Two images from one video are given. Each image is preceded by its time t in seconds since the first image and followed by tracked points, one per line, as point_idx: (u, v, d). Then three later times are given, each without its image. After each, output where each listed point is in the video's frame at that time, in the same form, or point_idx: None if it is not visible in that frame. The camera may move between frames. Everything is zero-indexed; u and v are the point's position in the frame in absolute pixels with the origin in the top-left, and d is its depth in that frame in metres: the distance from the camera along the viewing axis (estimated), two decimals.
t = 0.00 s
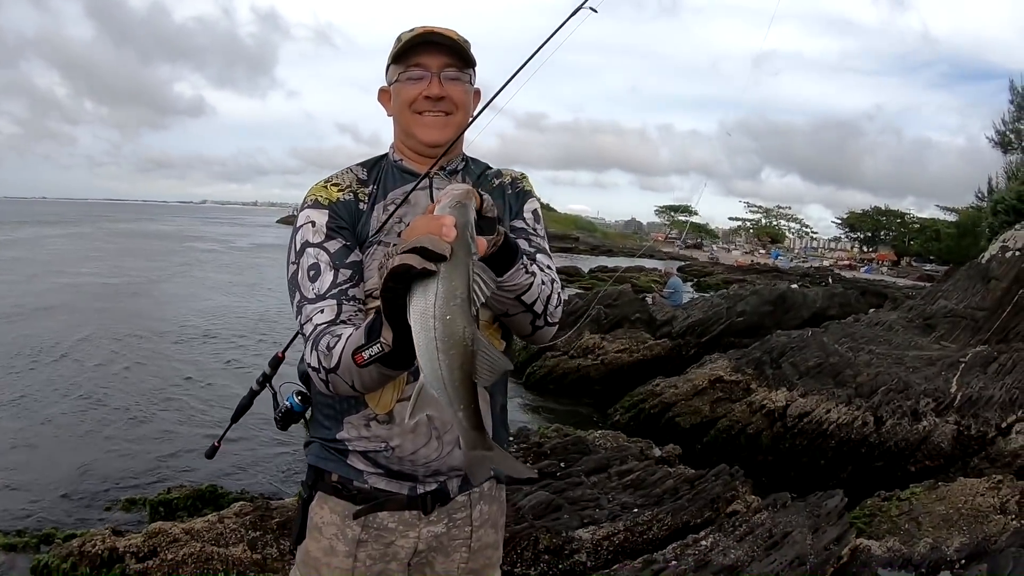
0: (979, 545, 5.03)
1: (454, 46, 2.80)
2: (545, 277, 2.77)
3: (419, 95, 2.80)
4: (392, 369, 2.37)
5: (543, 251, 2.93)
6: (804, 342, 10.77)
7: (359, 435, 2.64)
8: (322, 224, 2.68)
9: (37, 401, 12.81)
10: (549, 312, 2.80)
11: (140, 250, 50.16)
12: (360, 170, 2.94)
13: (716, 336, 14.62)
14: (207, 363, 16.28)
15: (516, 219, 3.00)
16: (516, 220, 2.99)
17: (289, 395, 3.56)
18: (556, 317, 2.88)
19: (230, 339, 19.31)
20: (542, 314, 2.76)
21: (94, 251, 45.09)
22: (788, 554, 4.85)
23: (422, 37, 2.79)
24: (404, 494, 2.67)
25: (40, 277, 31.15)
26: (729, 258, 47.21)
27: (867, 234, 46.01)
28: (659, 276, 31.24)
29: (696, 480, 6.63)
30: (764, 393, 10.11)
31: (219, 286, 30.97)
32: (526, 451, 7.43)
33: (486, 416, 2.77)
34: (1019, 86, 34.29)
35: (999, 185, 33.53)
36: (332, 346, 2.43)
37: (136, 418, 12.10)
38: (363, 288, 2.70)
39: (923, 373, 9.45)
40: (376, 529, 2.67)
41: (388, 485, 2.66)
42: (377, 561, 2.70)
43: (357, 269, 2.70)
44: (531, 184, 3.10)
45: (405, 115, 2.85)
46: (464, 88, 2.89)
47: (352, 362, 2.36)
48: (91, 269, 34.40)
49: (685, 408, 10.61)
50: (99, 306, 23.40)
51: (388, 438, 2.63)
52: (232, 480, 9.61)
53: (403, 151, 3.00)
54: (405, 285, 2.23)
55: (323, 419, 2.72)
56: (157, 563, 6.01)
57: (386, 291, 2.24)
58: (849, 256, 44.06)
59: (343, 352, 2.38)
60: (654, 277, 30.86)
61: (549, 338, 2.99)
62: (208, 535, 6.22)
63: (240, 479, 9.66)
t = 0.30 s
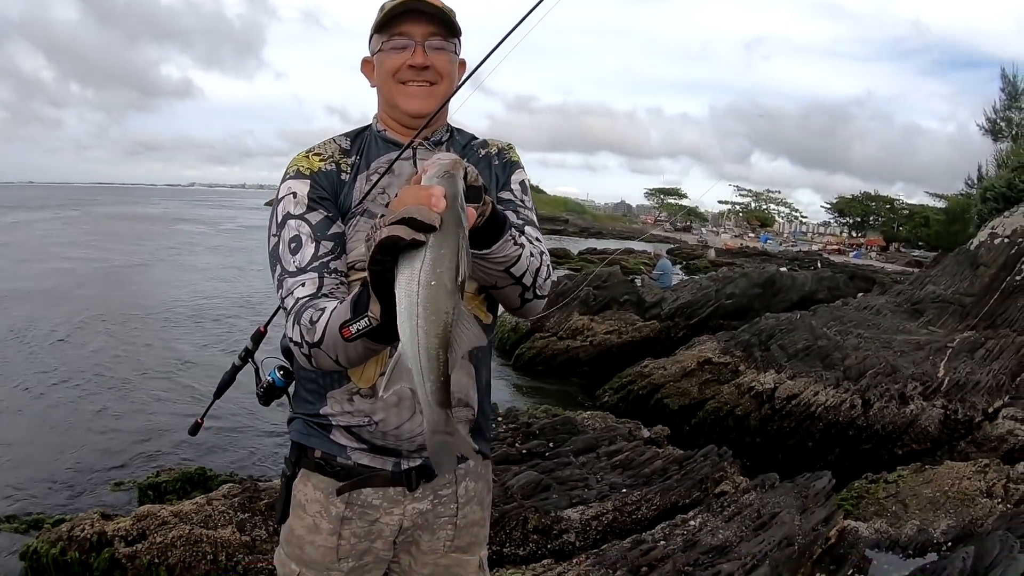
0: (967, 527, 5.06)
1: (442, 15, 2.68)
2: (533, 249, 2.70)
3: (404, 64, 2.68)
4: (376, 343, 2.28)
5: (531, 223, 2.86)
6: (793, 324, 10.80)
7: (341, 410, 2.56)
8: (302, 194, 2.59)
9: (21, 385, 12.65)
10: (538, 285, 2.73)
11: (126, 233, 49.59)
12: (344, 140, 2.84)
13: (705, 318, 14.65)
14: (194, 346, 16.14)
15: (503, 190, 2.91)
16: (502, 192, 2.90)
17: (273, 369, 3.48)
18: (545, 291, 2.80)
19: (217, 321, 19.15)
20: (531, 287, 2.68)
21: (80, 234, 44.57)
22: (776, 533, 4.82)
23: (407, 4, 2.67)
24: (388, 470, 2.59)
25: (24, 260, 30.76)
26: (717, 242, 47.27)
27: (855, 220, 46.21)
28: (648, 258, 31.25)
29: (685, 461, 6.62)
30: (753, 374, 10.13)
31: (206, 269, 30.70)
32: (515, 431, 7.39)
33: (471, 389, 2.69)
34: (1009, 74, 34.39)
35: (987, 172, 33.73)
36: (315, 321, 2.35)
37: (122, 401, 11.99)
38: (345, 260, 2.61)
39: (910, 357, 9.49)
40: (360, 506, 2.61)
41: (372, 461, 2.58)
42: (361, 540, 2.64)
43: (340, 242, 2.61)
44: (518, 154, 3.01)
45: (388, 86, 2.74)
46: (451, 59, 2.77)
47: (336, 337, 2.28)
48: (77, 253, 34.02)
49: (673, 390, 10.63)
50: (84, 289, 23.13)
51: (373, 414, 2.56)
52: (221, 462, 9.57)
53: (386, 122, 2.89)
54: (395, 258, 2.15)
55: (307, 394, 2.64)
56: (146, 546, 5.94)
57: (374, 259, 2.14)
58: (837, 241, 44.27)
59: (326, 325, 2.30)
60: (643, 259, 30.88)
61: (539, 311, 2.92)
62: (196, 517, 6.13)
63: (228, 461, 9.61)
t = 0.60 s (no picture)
0: (957, 513, 5.10)
1: None
2: (529, 223, 2.63)
3: (399, 34, 2.58)
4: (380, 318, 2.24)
5: (528, 195, 2.78)
6: (786, 309, 10.83)
7: (333, 380, 2.52)
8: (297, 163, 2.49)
9: (11, 364, 12.58)
10: (536, 260, 2.66)
11: (120, 210, 49.26)
12: (340, 108, 2.72)
13: (699, 302, 14.67)
14: (186, 326, 16.06)
15: (499, 163, 2.83)
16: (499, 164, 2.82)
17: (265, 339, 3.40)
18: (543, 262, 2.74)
19: (210, 300, 19.07)
20: (529, 262, 2.62)
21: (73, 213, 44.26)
22: (768, 515, 4.84)
23: None
24: (380, 442, 2.56)
25: (17, 237, 30.55)
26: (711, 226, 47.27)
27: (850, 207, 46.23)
28: (643, 241, 31.23)
29: (678, 442, 6.63)
30: (745, 358, 10.16)
31: (199, 246, 30.51)
32: (509, 410, 7.38)
33: (464, 360, 2.64)
34: (1007, 64, 34.31)
35: (983, 162, 33.78)
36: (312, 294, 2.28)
37: (114, 379, 11.96)
38: (339, 233, 2.51)
39: (903, 345, 9.52)
40: (352, 478, 2.56)
41: (363, 432, 2.55)
42: (352, 512, 2.59)
43: (334, 214, 2.52)
44: (515, 126, 2.93)
45: (383, 56, 2.63)
46: (448, 30, 2.67)
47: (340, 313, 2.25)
48: (70, 231, 33.81)
49: (666, 371, 10.65)
50: (76, 268, 22.98)
51: (364, 384, 2.51)
52: (213, 439, 9.56)
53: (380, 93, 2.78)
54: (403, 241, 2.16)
55: (300, 364, 2.59)
56: (139, 525, 5.91)
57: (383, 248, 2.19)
58: (831, 227, 44.34)
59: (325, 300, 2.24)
60: (638, 242, 30.86)
61: (536, 285, 2.86)
62: (190, 495, 6.10)
63: (220, 438, 9.59)
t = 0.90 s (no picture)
0: (952, 507, 5.12)
1: None
2: (522, 207, 2.62)
3: (396, 23, 2.53)
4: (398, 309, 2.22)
5: (522, 183, 2.77)
6: (783, 303, 10.87)
7: (329, 370, 2.50)
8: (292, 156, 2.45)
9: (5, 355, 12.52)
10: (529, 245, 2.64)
11: (115, 201, 49.02)
12: (332, 100, 2.67)
13: (695, 295, 14.69)
14: (182, 317, 16.01)
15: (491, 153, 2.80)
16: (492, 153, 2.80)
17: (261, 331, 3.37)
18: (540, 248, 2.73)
19: (205, 292, 19.00)
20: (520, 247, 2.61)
21: (68, 204, 44.04)
22: (763, 509, 4.86)
23: None
24: (376, 431, 2.54)
25: (12, 228, 30.39)
26: (708, 220, 47.26)
27: (847, 201, 46.28)
28: (640, 234, 31.22)
29: (674, 434, 6.63)
30: (741, 351, 10.19)
31: (195, 238, 30.38)
32: (505, 402, 7.38)
33: (459, 350, 2.62)
34: (1005, 60, 34.33)
35: (979, 157, 33.83)
36: (321, 284, 2.26)
37: (110, 370, 11.93)
38: (335, 223, 2.50)
39: (898, 339, 9.55)
40: (348, 467, 2.55)
41: (359, 422, 2.53)
42: (348, 501, 2.57)
43: (330, 205, 2.48)
44: (508, 116, 2.90)
45: (378, 46, 2.58)
46: (443, 18, 2.62)
47: (356, 304, 2.21)
48: (64, 222, 33.67)
49: (662, 364, 10.65)
50: (71, 259, 22.87)
51: (361, 375, 2.49)
52: (209, 431, 9.54)
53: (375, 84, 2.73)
54: (427, 240, 2.07)
55: (297, 354, 2.58)
56: (136, 517, 5.91)
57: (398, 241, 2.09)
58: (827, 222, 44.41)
59: (336, 290, 2.22)
60: (634, 235, 30.84)
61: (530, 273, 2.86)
62: (186, 487, 6.08)
63: (216, 429, 9.58)
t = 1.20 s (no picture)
0: (947, 503, 5.14)
1: None
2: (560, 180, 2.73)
3: (390, 18, 2.51)
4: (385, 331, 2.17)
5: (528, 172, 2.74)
6: (780, 299, 10.89)
7: (325, 367, 2.48)
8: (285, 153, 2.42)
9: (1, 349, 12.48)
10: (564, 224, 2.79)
11: (113, 194, 48.91)
12: (330, 95, 2.63)
13: (692, 290, 14.70)
14: (179, 311, 15.97)
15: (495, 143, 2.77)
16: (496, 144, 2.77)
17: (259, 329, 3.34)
18: (566, 229, 2.88)
19: (203, 285, 18.95)
20: (562, 222, 2.74)
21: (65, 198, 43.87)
22: (760, 504, 4.86)
23: None
24: (372, 428, 2.52)
25: (9, 222, 30.29)
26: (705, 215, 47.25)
27: (845, 197, 46.32)
28: (637, 228, 31.21)
29: (671, 430, 6.64)
30: (738, 347, 10.20)
31: (192, 231, 30.32)
32: (502, 397, 7.37)
33: (455, 347, 2.60)
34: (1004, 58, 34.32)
35: (977, 154, 33.87)
36: (311, 289, 2.20)
37: (107, 365, 11.90)
38: (327, 221, 2.47)
39: (896, 336, 9.57)
40: (346, 464, 2.53)
41: (355, 419, 2.51)
42: (347, 497, 2.56)
43: (321, 203, 2.44)
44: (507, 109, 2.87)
45: (374, 41, 2.56)
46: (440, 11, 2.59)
47: (343, 317, 2.16)
48: (61, 216, 33.55)
49: (659, 359, 10.66)
50: (68, 253, 22.79)
51: (356, 373, 2.47)
52: (207, 425, 9.53)
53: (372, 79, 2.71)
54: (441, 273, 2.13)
55: (295, 350, 2.56)
56: (134, 512, 5.90)
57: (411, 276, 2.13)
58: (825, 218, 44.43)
59: (323, 299, 2.16)
60: (632, 229, 30.82)
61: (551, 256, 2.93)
62: (184, 481, 6.07)
63: (213, 424, 9.58)
